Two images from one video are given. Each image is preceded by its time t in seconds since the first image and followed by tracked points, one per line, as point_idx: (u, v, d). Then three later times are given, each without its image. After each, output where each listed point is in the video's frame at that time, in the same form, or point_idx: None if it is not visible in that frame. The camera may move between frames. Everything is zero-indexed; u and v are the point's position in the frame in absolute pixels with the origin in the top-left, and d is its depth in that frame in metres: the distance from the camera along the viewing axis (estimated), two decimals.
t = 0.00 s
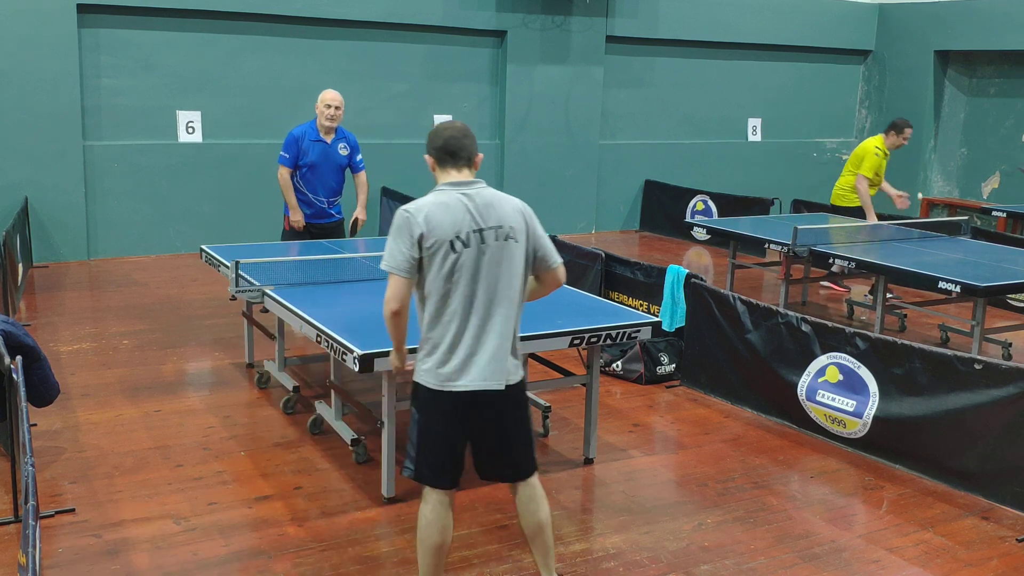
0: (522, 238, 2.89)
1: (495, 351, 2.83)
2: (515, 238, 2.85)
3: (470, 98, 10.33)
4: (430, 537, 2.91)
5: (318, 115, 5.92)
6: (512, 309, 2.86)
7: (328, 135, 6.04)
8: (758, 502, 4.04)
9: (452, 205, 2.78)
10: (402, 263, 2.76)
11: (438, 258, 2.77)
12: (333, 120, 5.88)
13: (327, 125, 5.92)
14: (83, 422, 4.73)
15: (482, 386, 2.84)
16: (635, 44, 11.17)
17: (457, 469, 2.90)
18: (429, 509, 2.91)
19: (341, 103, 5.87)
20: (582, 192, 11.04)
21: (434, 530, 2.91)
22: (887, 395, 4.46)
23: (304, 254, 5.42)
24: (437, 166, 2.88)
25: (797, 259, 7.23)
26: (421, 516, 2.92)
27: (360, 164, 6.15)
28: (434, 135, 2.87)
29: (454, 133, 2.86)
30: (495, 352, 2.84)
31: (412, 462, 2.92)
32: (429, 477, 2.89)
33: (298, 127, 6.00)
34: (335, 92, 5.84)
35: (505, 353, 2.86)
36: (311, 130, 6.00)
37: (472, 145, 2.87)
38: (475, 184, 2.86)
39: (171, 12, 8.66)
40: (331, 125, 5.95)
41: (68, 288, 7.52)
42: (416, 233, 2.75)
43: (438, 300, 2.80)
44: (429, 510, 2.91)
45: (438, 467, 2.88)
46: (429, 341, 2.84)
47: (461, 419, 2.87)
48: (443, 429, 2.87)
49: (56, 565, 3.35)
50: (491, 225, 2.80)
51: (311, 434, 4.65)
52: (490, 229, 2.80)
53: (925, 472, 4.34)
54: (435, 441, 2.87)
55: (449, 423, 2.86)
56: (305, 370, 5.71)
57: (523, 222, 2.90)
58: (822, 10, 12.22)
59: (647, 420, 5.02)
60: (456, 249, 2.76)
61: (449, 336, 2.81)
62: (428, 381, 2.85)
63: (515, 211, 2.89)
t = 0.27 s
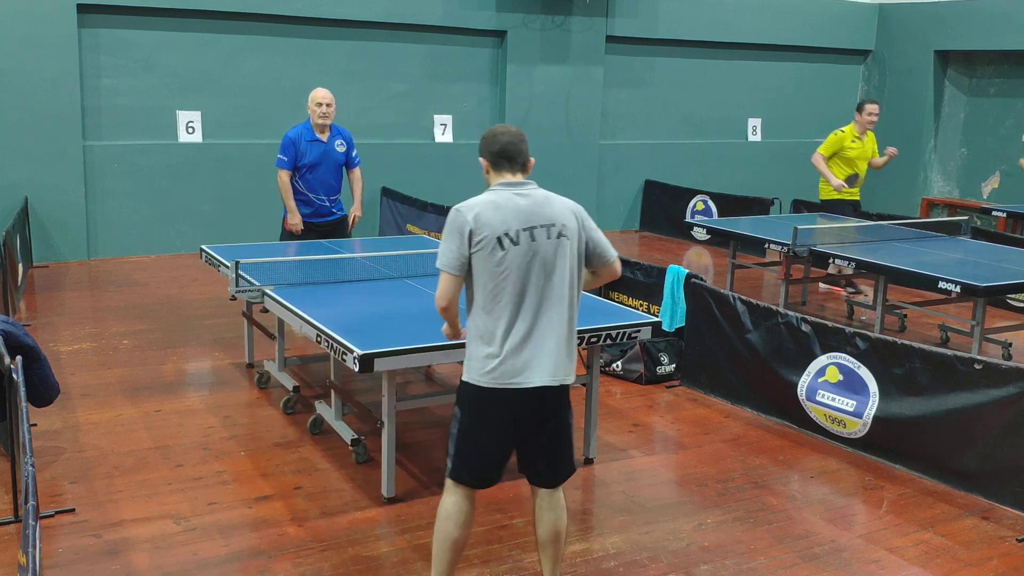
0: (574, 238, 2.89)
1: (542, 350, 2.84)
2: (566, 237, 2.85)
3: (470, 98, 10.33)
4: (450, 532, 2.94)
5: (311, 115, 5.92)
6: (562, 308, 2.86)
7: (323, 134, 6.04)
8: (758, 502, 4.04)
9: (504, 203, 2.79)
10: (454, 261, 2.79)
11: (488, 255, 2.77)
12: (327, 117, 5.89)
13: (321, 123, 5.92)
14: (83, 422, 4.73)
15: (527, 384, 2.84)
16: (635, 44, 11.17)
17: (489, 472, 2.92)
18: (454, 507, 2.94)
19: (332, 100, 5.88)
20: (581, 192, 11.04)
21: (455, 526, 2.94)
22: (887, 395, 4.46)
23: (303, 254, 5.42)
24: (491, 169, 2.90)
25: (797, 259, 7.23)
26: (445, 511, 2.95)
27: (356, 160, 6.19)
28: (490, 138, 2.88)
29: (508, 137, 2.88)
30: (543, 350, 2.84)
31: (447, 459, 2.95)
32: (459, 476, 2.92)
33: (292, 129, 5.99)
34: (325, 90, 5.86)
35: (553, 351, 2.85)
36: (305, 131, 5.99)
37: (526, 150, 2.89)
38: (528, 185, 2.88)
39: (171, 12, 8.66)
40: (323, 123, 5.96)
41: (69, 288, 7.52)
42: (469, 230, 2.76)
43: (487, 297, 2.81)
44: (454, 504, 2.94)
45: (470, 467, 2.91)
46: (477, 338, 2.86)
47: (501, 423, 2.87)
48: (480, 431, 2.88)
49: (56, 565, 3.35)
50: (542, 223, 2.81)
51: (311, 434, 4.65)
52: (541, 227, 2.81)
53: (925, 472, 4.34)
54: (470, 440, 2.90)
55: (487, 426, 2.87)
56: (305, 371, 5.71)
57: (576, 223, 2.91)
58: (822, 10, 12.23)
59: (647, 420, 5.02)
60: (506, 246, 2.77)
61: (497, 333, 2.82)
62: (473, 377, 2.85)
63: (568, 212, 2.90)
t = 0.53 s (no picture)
0: (587, 235, 2.90)
1: (555, 346, 2.86)
2: (578, 236, 2.86)
3: (470, 98, 10.33)
4: (455, 513, 2.96)
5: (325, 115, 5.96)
6: (575, 304, 2.88)
7: (334, 135, 6.07)
8: (758, 502, 4.04)
9: (517, 203, 2.80)
10: (468, 260, 2.80)
11: (501, 254, 2.78)
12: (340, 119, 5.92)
13: (334, 124, 5.95)
14: (83, 422, 4.73)
15: (540, 380, 2.85)
16: (635, 44, 11.17)
17: (499, 459, 2.94)
18: (461, 490, 2.96)
19: (347, 102, 5.92)
20: (581, 192, 11.04)
21: (462, 508, 2.95)
22: (887, 395, 4.46)
23: (303, 254, 5.42)
24: (503, 170, 2.90)
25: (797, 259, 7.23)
26: (452, 494, 2.97)
27: (367, 165, 6.19)
28: (501, 140, 2.88)
29: (521, 137, 2.88)
30: (555, 346, 2.86)
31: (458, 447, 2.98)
32: (468, 460, 2.94)
33: (306, 127, 6.04)
34: (341, 92, 5.91)
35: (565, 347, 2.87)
36: (318, 131, 6.04)
37: (537, 151, 2.90)
38: (541, 184, 2.89)
39: (171, 12, 8.66)
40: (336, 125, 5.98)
41: (69, 288, 7.52)
42: (482, 230, 2.77)
43: (501, 294, 2.82)
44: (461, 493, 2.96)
45: (479, 453, 2.93)
46: (490, 334, 2.87)
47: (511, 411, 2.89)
48: (490, 416, 2.90)
49: (56, 565, 3.35)
50: (555, 223, 2.82)
51: (311, 434, 4.65)
52: (554, 227, 2.81)
53: (925, 472, 4.34)
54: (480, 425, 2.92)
55: (496, 412, 2.89)
56: (305, 371, 5.71)
57: (589, 220, 2.92)
58: (822, 10, 12.22)
59: (647, 420, 5.02)
60: (520, 245, 2.77)
61: (510, 330, 2.83)
62: (486, 373, 2.87)
63: (582, 209, 2.90)
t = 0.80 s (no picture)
0: (559, 231, 2.87)
1: (530, 345, 2.85)
2: (549, 234, 2.84)
3: (470, 98, 10.33)
4: (447, 510, 2.97)
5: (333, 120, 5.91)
6: (550, 301, 2.86)
7: (341, 141, 6.03)
8: (758, 502, 4.04)
9: (485, 205, 2.79)
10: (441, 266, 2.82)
11: (470, 257, 2.77)
12: (347, 127, 5.85)
13: (339, 131, 5.90)
14: (83, 422, 4.72)
15: (518, 379, 2.85)
16: (635, 44, 11.17)
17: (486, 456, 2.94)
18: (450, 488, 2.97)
19: (355, 110, 5.83)
20: (581, 192, 11.04)
21: (452, 505, 2.97)
22: (887, 395, 4.46)
23: (304, 254, 5.42)
24: (476, 176, 2.90)
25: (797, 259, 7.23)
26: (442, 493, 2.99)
27: (372, 171, 6.15)
28: (471, 145, 2.88)
29: (490, 142, 2.88)
30: (531, 345, 2.85)
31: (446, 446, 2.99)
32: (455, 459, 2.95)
33: (313, 131, 6.03)
34: (350, 100, 5.82)
35: (541, 346, 2.86)
36: (324, 135, 6.01)
37: (508, 153, 2.90)
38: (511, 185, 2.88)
39: (171, 12, 8.66)
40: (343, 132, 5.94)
41: (68, 288, 7.52)
42: (451, 234, 2.77)
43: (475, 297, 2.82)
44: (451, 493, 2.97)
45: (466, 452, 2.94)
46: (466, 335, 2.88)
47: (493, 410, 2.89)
48: (475, 417, 2.90)
49: (56, 565, 3.35)
50: (524, 222, 2.80)
51: (311, 434, 4.65)
52: (523, 227, 2.80)
53: (925, 472, 4.34)
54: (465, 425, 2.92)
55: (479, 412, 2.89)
56: (305, 371, 5.70)
57: (560, 217, 2.89)
58: (822, 10, 12.23)
59: (647, 420, 5.02)
60: (488, 247, 2.76)
61: (486, 331, 2.84)
62: (464, 374, 2.88)
63: (551, 206, 2.88)
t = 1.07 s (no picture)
0: (517, 228, 2.86)
1: (492, 342, 2.85)
2: (508, 232, 2.83)
3: (471, 98, 10.33)
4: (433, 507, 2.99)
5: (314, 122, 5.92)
6: (511, 299, 2.85)
7: (325, 142, 6.04)
8: (758, 502, 4.04)
9: (443, 206, 2.81)
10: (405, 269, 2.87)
11: (429, 257, 2.81)
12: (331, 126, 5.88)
13: (322, 131, 5.91)
14: (83, 422, 4.72)
15: (482, 377, 2.86)
16: (635, 44, 11.17)
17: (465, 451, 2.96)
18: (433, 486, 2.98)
19: (336, 107, 5.86)
20: (582, 192, 11.04)
21: (436, 502, 2.98)
22: (887, 395, 4.46)
23: (304, 254, 5.42)
24: (446, 182, 2.93)
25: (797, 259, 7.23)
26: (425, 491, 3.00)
27: (358, 168, 6.16)
28: (439, 153, 2.90)
29: (459, 149, 2.90)
30: (492, 343, 2.85)
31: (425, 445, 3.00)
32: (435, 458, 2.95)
33: (295, 135, 6.02)
34: (329, 98, 5.84)
35: (504, 342, 2.86)
36: (307, 137, 6.01)
37: (478, 160, 2.93)
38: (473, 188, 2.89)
39: (172, 12, 8.66)
40: (325, 132, 5.95)
41: (69, 288, 7.52)
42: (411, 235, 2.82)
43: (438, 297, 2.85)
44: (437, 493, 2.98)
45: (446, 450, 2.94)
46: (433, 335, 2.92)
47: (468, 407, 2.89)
48: (451, 415, 2.91)
49: (55, 565, 3.35)
50: (481, 220, 2.80)
51: (311, 434, 4.65)
52: (480, 225, 2.80)
53: (925, 472, 4.34)
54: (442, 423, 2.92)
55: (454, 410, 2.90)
56: (305, 371, 5.70)
57: (520, 215, 2.87)
58: (822, 10, 12.23)
59: (647, 420, 5.02)
60: (444, 247, 2.78)
61: (449, 330, 2.86)
62: (431, 373, 2.91)
63: (509, 203, 2.87)
